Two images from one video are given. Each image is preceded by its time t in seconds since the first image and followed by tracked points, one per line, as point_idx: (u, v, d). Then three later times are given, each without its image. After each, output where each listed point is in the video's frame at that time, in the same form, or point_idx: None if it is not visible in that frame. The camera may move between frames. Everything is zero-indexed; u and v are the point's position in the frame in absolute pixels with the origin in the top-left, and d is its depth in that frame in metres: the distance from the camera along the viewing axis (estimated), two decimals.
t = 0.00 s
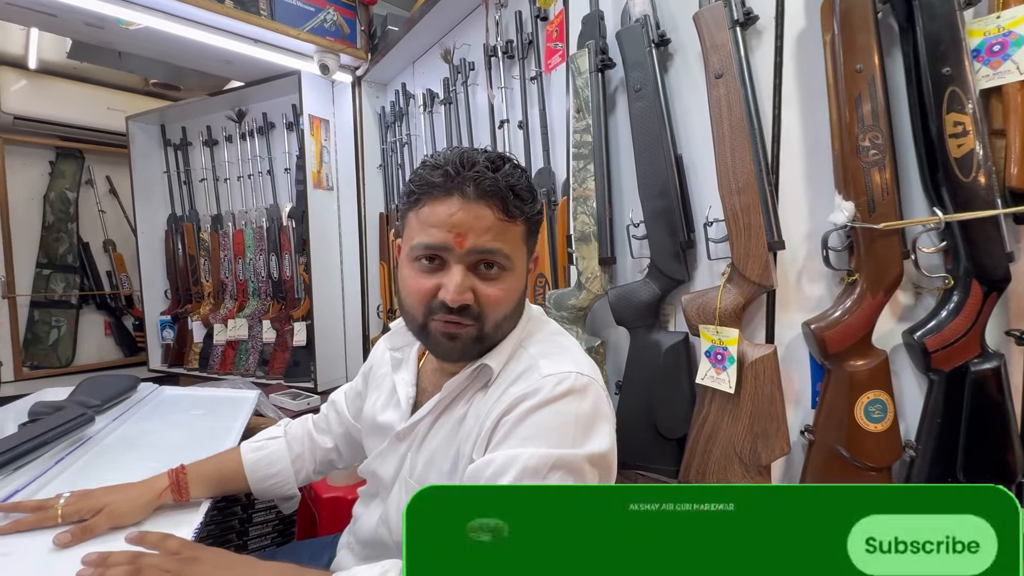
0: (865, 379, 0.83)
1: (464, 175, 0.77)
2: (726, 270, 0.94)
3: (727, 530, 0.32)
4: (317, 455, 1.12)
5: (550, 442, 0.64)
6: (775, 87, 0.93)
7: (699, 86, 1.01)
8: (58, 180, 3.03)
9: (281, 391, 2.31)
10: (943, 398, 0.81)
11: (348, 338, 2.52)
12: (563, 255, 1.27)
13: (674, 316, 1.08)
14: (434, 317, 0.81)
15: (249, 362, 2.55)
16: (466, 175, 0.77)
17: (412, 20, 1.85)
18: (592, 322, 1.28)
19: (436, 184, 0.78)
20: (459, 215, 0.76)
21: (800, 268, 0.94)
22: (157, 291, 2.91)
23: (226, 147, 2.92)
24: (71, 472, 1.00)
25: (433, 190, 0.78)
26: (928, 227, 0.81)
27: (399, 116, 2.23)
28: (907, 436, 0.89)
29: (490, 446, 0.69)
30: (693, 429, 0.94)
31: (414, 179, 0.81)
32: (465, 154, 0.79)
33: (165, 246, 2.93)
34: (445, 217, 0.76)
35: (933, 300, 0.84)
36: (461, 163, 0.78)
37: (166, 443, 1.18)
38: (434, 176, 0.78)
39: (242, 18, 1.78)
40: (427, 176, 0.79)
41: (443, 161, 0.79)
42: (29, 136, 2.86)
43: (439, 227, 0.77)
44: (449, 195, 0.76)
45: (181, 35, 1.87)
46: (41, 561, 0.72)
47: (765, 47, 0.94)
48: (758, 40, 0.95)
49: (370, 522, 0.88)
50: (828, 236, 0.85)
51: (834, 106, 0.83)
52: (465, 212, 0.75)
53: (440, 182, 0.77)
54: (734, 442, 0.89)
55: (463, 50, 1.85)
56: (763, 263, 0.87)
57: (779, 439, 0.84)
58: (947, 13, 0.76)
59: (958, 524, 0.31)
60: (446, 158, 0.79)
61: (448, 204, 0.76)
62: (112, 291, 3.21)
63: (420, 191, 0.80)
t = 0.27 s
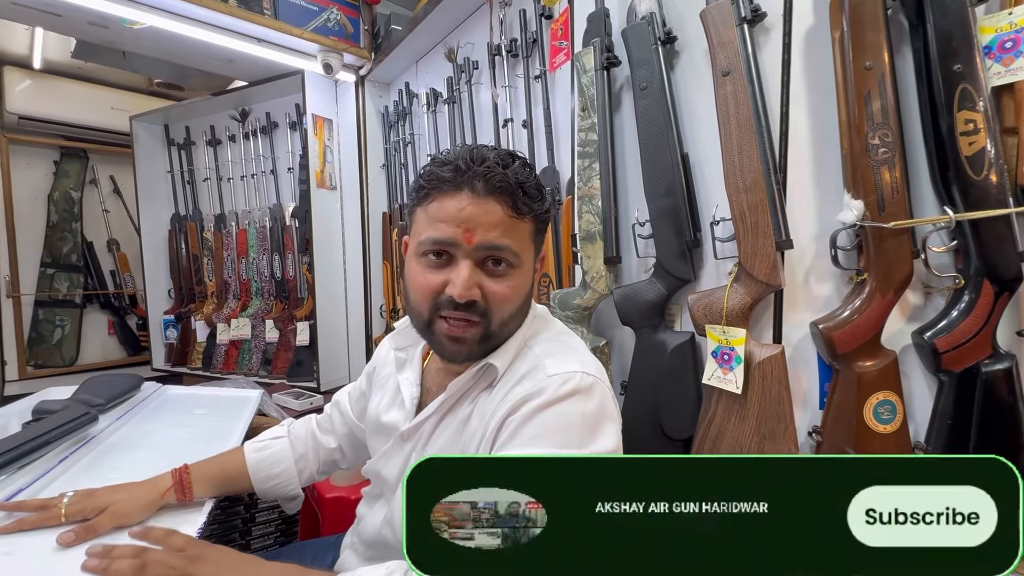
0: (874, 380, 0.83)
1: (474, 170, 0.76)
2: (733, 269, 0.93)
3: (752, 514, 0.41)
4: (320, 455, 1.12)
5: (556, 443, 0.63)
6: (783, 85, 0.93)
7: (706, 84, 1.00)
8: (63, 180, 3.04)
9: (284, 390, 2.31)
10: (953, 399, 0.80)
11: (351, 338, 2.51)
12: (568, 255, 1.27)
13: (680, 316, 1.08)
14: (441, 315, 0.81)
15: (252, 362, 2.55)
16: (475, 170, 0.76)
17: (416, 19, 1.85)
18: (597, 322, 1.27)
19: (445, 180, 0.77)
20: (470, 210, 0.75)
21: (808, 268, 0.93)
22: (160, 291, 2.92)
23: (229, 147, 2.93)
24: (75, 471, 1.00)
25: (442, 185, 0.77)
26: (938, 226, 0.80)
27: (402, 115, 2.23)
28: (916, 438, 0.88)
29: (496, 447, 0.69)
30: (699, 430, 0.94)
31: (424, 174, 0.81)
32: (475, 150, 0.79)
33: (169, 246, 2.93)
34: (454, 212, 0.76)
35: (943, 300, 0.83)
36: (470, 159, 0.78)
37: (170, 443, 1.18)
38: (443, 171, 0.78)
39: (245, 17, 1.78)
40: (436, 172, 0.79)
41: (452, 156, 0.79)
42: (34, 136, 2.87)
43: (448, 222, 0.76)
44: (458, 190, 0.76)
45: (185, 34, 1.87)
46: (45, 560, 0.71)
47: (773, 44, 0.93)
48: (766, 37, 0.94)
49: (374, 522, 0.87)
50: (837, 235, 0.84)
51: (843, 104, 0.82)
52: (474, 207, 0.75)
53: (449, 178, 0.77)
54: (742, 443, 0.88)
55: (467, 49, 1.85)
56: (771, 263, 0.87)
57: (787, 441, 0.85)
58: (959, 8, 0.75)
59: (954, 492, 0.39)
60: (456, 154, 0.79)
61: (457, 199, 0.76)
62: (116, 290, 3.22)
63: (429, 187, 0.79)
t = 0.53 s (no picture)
0: (882, 383, 0.82)
1: (485, 168, 0.76)
2: (740, 271, 0.92)
3: (767, 511, 0.52)
4: (325, 457, 1.12)
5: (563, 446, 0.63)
6: (790, 85, 0.92)
7: (712, 85, 1.00)
8: (69, 181, 3.06)
9: (289, 391, 2.31)
10: (964, 402, 0.79)
11: (355, 338, 2.51)
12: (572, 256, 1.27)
13: (686, 318, 1.07)
14: (448, 312, 0.80)
15: (256, 362, 2.56)
16: (486, 168, 0.76)
17: (420, 20, 1.85)
18: (602, 323, 1.26)
19: (456, 177, 0.77)
20: (481, 206, 0.75)
21: (816, 269, 0.92)
22: (165, 292, 2.93)
23: (234, 148, 2.94)
24: (81, 472, 1.00)
25: (452, 182, 0.77)
26: (948, 227, 0.79)
27: (406, 116, 2.23)
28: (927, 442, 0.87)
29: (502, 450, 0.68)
30: (705, 433, 0.93)
31: (434, 171, 0.81)
32: (486, 148, 0.79)
33: (174, 246, 2.95)
34: (465, 208, 0.76)
35: (953, 301, 0.82)
36: (482, 156, 0.78)
37: (176, 443, 1.18)
38: (454, 168, 0.78)
39: (250, 19, 1.78)
40: (447, 169, 0.79)
41: (464, 154, 0.79)
42: (41, 138, 2.89)
43: (458, 218, 0.76)
44: (469, 187, 0.76)
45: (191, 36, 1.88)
46: (50, 562, 0.71)
47: (780, 45, 0.93)
48: (773, 37, 0.94)
49: (379, 525, 0.87)
50: (845, 236, 0.83)
51: (851, 104, 0.82)
52: (485, 204, 0.75)
53: (460, 175, 0.77)
54: (749, 446, 0.87)
55: (471, 50, 1.84)
56: (778, 264, 0.86)
57: (795, 444, 0.83)
58: (969, 7, 0.74)
59: (871, 485, 0.51)
60: (468, 152, 0.79)
61: (468, 196, 0.76)
62: (121, 291, 3.23)
63: (440, 183, 0.79)
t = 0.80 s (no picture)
0: (886, 383, 0.81)
1: (492, 167, 0.76)
2: (743, 270, 0.92)
3: (766, 511, 0.52)
4: (327, 456, 1.12)
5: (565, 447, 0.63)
6: (793, 83, 0.91)
7: (714, 84, 0.99)
8: (73, 182, 3.07)
9: (291, 390, 2.31)
10: (969, 402, 0.78)
11: (357, 338, 2.51)
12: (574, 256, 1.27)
13: (689, 318, 1.07)
14: (453, 311, 0.80)
15: (259, 362, 2.57)
16: (493, 167, 0.76)
17: (422, 19, 1.84)
18: (604, 323, 1.26)
19: (462, 175, 0.77)
20: (488, 205, 0.75)
21: (819, 269, 0.92)
22: (169, 291, 2.94)
23: (237, 148, 2.94)
24: (84, 472, 1.01)
25: (459, 180, 0.77)
26: (953, 226, 0.78)
27: (408, 116, 2.23)
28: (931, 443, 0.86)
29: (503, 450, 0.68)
30: (707, 433, 0.93)
31: (441, 169, 0.81)
32: (493, 148, 0.79)
33: (178, 246, 2.96)
34: (472, 207, 0.75)
35: (958, 301, 0.81)
36: (489, 156, 0.78)
37: (178, 443, 1.18)
38: (461, 167, 0.78)
39: (252, 19, 1.78)
40: (454, 167, 0.79)
41: (471, 154, 0.79)
42: (45, 138, 2.90)
43: (464, 216, 0.76)
44: (476, 186, 0.76)
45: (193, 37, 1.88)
46: (53, 561, 0.72)
47: (783, 43, 0.92)
48: (775, 36, 0.93)
49: (380, 525, 0.87)
50: (849, 236, 0.83)
51: (855, 102, 0.81)
52: (492, 203, 0.75)
53: (468, 172, 0.77)
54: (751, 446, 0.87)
55: (473, 49, 1.84)
56: (781, 264, 0.85)
57: (798, 444, 0.83)
58: (975, 4, 0.73)
59: (871, 485, 0.51)
60: (475, 151, 0.79)
61: (475, 194, 0.75)
62: (126, 291, 3.25)
63: (446, 182, 0.79)
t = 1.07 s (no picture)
0: (892, 381, 0.80)
1: (483, 177, 0.75)
2: (747, 267, 0.91)
3: (766, 512, 0.51)
4: (329, 454, 1.12)
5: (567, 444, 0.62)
6: (797, 79, 0.91)
7: (718, 80, 0.99)
8: (78, 181, 3.09)
9: (294, 389, 2.32)
10: (975, 400, 0.77)
11: (360, 337, 2.52)
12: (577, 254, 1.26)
13: (692, 316, 1.06)
14: (452, 324, 0.80)
15: (263, 360, 2.57)
16: (484, 177, 0.75)
17: (425, 17, 1.84)
18: (607, 321, 1.26)
19: (454, 187, 0.76)
20: (479, 219, 0.74)
21: (824, 265, 0.91)
22: (173, 290, 2.95)
23: (240, 147, 2.95)
24: (88, 469, 1.01)
25: (451, 192, 0.76)
26: (960, 222, 0.77)
27: (411, 114, 2.23)
28: (937, 440, 0.85)
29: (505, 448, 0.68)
30: (710, 431, 0.92)
31: (432, 180, 0.80)
32: (484, 154, 0.78)
33: (182, 245, 2.97)
34: (464, 221, 0.74)
35: (965, 298, 0.80)
36: (479, 165, 0.77)
37: (182, 441, 1.19)
38: (451, 177, 0.77)
39: (255, 18, 1.78)
40: (444, 179, 0.78)
41: (460, 163, 0.77)
42: (50, 138, 2.92)
43: (457, 231, 0.75)
44: (468, 198, 0.75)
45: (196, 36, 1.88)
46: (56, 558, 0.72)
47: (787, 38, 0.92)
48: (780, 30, 0.93)
49: (383, 522, 0.87)
50: (854, 232, 0.82)
51: (861, 97, 0.81)
52: (484, 216, 0.73)
53: (457, 185, 0.76)
54: (754, 444, 0.87)
55: (476, 47, 1.84)
56: (786, 261, 0.85)
57: (802, 442, 0.82)
58: None
59: (872, 485, 0.51)
60: (464, 160, 0.77)
61: (467, 207, 0.74)
62: (130, 290, 3.27)
63: (438, 194, 0.78)
